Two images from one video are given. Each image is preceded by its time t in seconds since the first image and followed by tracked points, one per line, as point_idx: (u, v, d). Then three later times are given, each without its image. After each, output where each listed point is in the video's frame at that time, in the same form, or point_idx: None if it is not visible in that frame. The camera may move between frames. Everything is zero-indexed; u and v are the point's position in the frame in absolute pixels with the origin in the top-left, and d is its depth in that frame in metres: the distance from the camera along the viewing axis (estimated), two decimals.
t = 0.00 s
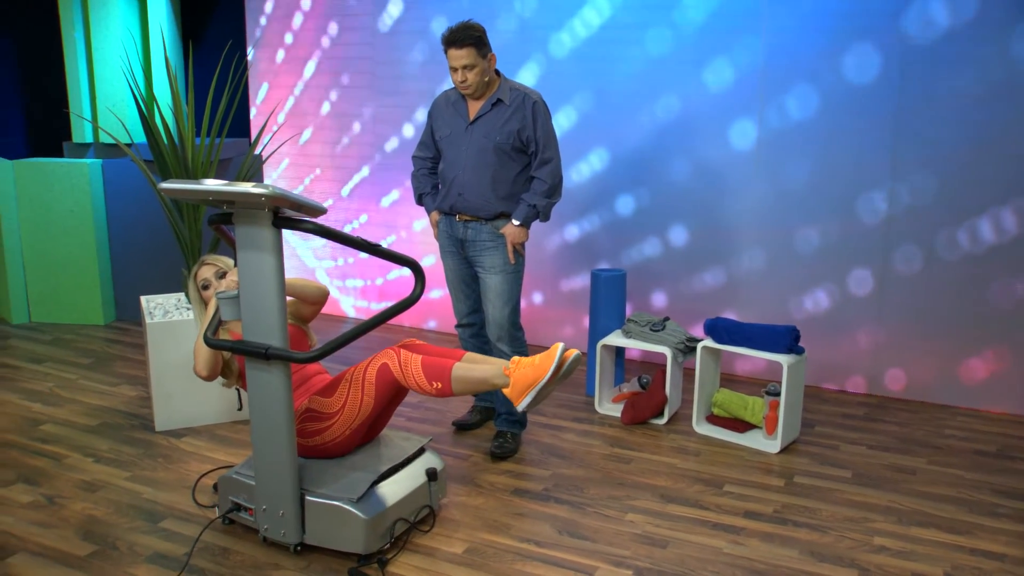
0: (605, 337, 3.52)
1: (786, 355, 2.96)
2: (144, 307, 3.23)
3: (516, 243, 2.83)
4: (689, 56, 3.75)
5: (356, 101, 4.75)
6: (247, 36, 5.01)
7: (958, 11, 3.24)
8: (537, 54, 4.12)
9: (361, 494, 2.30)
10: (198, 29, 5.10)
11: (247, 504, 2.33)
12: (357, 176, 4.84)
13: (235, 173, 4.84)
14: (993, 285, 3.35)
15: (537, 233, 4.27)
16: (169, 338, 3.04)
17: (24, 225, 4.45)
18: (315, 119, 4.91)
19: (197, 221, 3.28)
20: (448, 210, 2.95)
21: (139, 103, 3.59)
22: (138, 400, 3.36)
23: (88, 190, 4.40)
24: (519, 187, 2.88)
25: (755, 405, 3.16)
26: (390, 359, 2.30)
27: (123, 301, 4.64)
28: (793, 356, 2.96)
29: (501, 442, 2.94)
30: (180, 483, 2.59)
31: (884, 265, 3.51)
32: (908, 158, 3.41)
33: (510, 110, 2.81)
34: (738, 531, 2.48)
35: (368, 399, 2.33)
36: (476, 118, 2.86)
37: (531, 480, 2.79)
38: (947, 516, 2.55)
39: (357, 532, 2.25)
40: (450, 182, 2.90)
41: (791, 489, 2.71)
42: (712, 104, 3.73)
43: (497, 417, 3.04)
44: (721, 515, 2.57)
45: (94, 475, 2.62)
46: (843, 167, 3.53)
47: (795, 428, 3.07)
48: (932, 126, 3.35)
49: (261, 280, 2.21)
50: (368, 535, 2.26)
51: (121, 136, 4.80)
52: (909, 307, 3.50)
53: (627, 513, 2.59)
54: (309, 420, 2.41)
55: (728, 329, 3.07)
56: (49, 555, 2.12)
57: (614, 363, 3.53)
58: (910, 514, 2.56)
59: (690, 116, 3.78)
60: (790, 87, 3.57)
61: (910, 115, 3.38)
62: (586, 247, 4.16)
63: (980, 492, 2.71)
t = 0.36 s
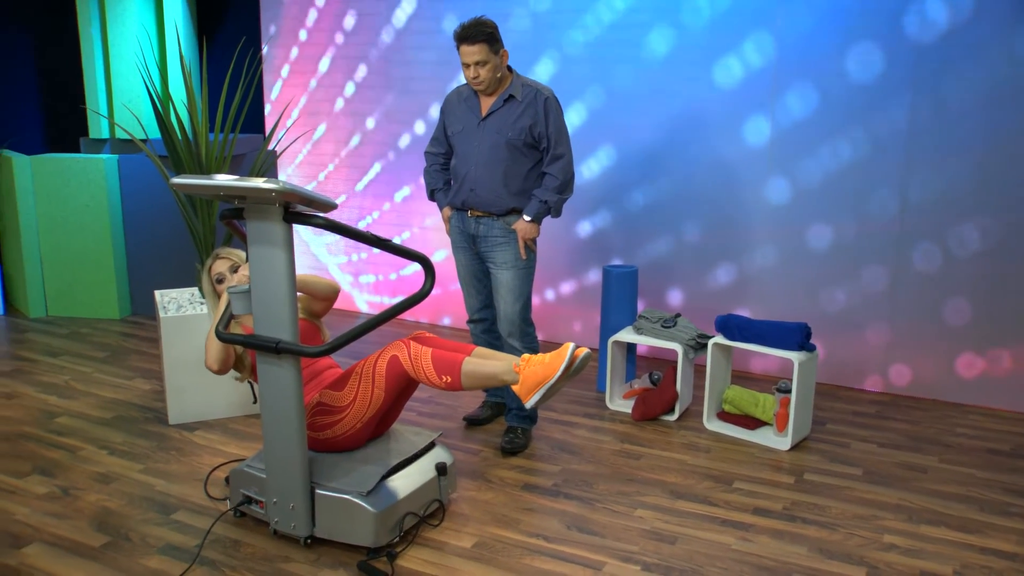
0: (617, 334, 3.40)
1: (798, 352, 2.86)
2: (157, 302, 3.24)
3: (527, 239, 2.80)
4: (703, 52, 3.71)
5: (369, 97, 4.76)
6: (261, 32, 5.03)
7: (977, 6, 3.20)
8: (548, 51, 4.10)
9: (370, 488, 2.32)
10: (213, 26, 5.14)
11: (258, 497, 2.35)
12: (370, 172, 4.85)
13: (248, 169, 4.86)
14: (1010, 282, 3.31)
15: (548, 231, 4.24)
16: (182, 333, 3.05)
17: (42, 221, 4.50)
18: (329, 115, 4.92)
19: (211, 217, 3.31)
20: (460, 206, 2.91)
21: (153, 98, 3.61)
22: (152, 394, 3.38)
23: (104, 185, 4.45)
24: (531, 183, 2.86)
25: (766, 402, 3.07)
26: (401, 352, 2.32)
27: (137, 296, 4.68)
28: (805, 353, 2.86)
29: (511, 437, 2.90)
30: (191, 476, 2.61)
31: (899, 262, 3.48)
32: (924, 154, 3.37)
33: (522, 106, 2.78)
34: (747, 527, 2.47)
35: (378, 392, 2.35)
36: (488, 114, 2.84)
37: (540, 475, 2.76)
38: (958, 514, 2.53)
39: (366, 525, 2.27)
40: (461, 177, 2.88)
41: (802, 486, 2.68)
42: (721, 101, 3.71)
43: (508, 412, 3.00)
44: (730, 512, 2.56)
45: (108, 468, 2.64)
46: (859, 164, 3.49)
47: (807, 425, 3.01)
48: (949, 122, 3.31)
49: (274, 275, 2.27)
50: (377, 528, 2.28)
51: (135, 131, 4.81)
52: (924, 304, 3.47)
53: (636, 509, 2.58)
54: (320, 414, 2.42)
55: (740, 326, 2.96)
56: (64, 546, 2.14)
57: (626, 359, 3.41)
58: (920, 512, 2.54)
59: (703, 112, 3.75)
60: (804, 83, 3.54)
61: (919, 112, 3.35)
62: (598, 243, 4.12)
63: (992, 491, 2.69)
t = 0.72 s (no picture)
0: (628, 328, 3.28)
1: (810, 348, 2.81)
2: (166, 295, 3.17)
3: (538, 233, 2.77)
4: (716, 44, 3.65)
5: (381, 89, 4.72)
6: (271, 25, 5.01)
7: None
8: (561, 44, 4.02)
9: (377, 483, 2.30)
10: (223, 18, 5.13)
11: (265, 492, 2.34)
12: (381, 165, 4.81)
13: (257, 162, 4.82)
14: None
15: (559, 226, 4.17)
16: (191, 326, 3.00)
17: (51, 215, 4.52)
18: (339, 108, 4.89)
19: (219, 210, 3.29)
20: (470, 199, 2.88)
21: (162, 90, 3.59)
22: (160, 387, 3.35)
23: (112, 177, 4.45)
24: (542, 176, 2.82)
25: (779, 399, 3.01)
26: (407, 344, 2.30)
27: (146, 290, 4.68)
28: (817, 350, 2.81)
29: (520, 433, 2.85)
30: (198, 470, 2.57)
31: (916, 257, 3.42)
32: (943, 148, 3.31)
33: (533, 99, 2.75)
34: (758, 525, 2.44)
35: (386, 384, 2.33)
36: (498, 107, 2.80)
37: (549, 471, 2.72)
38: (973, 514, 2.49)
39: (373, 520, 2.26)
40: (471, 170, 2.85)
41: (815, 484, 2.64)
42: (736, 95, 3.64)
43: (517, 407, 2.94)
44: (741, 509, 2.52)
45: (116, 461, 2.62)
46: (876, 158, 3.43)
47: (819, 424, 2.95)
48: (968, 115, 3.24)
49: (278, 269, 2.25)
50: (384, 523, 2.27)
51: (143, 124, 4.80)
52: (942, 300, 3.41)
53: (645, 506, 2.55)
54: (326, 407, 2.41)
55: (754, 321, 2.89)
56: (71, 540, 2.13)
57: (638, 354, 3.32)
58: (935, 511, 2.50)
59: (716, 105, 3.68)
60: (819, 75, 3.48)
61: (938, 106, 3.29)
62: (610, 238, 4.05)
63: (1009, 491, 2.64)
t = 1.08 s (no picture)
0: (644, 324, 3.12)
1: (833, 345, 2.70)
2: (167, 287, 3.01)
3: (551, 224, 2.68)
4: (739, 29, 3.52)
5: (390, 76, 4.60)
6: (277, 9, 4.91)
7: None
8: (576, 30, 3.89)
9: (383, 481, 2.23)
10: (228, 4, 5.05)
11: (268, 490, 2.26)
12: (390, 154, 4.69)
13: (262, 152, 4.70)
14: None
15: (572, 216, 4.05)
16: (192, 319, 2.88)
17: (49, 205, 4.46)
18: (348, 95, 4.77)
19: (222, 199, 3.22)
20: (481, 188, 2.79)
21: (161, 74, 3.49)
22: (161, 382, 3.26)
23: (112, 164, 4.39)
24: (555, 166, 2.73)
25: (801, 398, 2.89)
26: (412, 340, 2.24)
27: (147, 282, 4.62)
28: (841, 347, 2.70)
29: (532, 431, 2.75)
30: (200, 467, 2.47)
31: (947, 250, 3.30)
32: (976, 137, 3.18)
33: (546, 86, 2.66)
34: (778, 529, 2.34)
35: (390, 379, 2.27)
36: (511, 94, 2.71)
37: (561, 470, 2.62)
38: (1004, 520, 2.38)
39: (379, 519, 2.19)
40: (483, 159, 2.76)
41: (839, 487, 2.53)
42: (759, 82, 3.52)
43: (528, 405, 2.84)
44: (759, 512, 2.42)
45: (114, 458, 2.53)
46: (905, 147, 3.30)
47: (844, 423, 2.84)
48: (1003, 102, 3.12)
49: (282, 260, 2.19)
50: (390, 523, 2.20)
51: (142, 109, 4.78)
52: (974, 295, 3.28)
53: (660, 507, 2.45)
54: (329, 403, 2.35)
55: (773, 316, 2.80)
56: (66, 540, 2.06)
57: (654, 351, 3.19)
58: (965, 517, 2.39)
59: (739, 93, 3.56)
60: (846, 62, 3.36)
61: (972, 92, 3.16)
62: (627, 230, 3.92)
63: None
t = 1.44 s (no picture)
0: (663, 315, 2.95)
1: (868, 338, 2.52)
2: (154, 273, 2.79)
3: (564, 207, 2.52)
4: None
5: (395, 47, 4.18)
6: None
7: None
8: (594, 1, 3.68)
9: (383, 479, 2.10)
10: None
11: (261, 489, 2.12)
12: (394, 132, 4.25)
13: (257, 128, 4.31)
14: None
15: (586, 200, 3.85)
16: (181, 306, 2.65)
17: (26, 184, 4.07)
18: (349, 68, 4.34)
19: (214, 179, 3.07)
20: (490, 169, 2.63)
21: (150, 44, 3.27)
22: (149, 374, 2.95)
23: (95, 142, 3.99)
24: (570, 145, 2.56)
25: (831, 393, 2.71)
26: (416, 335, 2.13)
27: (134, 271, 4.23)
28: (876, 339, 2.52)
29: (543, 427, 2.59)
30: (189, 464, 2.32)
31: (990, 235, 3.05)
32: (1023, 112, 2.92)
33: (559, 60, 2.49)
34: (805, 534, 2.18)
35: (391, 376, 2.15)
36: (522, 68, 2.55)
37: (574, 469, 2.47)
38: None
39: (379, 520, 2.06)
40: (492, 138, 2.60)
41: (873, 491, 2.36)
42: (787, 55, 3.29)
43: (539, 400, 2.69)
44: (786, 516, 2.26)
45: (94, 457, 2.34)
46: (945, 124, 3.05)
47: (878, 420, 2.66)
48: None
49: (280, 242, 2.07)
50: (391, 524, 2.07)
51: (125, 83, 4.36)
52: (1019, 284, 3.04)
53: (679, 509, 2.30)
54: (325, 399, 2.22)
55: (803, 306, 2.62)
56: (42, 543, 1.94)
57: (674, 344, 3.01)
58: (1010, 524, 2.22)
59: (765, 66, 3.33)
60: (881, 31, 3.11)
61: None
62: (646, 214, 3.70)
63: None
